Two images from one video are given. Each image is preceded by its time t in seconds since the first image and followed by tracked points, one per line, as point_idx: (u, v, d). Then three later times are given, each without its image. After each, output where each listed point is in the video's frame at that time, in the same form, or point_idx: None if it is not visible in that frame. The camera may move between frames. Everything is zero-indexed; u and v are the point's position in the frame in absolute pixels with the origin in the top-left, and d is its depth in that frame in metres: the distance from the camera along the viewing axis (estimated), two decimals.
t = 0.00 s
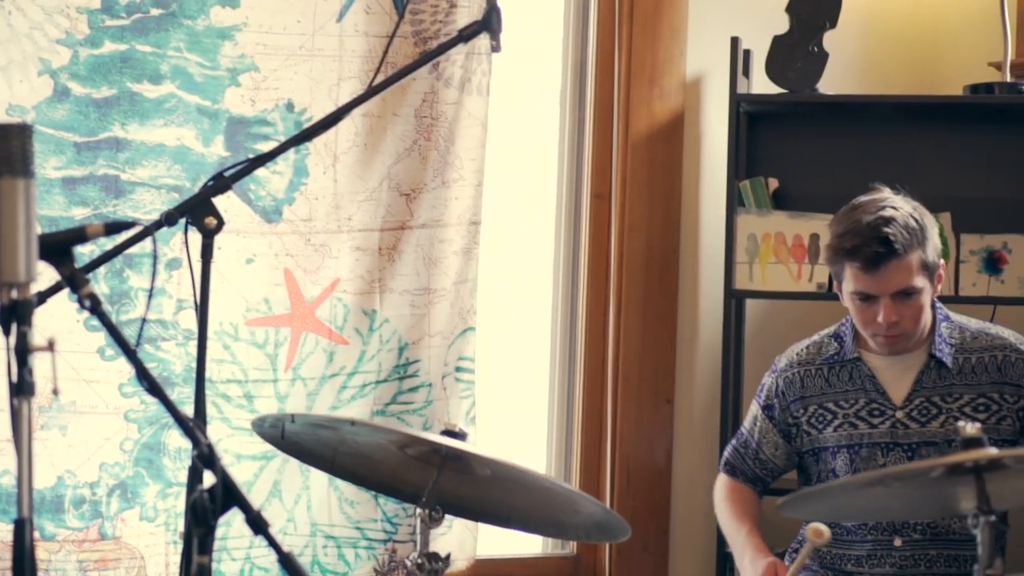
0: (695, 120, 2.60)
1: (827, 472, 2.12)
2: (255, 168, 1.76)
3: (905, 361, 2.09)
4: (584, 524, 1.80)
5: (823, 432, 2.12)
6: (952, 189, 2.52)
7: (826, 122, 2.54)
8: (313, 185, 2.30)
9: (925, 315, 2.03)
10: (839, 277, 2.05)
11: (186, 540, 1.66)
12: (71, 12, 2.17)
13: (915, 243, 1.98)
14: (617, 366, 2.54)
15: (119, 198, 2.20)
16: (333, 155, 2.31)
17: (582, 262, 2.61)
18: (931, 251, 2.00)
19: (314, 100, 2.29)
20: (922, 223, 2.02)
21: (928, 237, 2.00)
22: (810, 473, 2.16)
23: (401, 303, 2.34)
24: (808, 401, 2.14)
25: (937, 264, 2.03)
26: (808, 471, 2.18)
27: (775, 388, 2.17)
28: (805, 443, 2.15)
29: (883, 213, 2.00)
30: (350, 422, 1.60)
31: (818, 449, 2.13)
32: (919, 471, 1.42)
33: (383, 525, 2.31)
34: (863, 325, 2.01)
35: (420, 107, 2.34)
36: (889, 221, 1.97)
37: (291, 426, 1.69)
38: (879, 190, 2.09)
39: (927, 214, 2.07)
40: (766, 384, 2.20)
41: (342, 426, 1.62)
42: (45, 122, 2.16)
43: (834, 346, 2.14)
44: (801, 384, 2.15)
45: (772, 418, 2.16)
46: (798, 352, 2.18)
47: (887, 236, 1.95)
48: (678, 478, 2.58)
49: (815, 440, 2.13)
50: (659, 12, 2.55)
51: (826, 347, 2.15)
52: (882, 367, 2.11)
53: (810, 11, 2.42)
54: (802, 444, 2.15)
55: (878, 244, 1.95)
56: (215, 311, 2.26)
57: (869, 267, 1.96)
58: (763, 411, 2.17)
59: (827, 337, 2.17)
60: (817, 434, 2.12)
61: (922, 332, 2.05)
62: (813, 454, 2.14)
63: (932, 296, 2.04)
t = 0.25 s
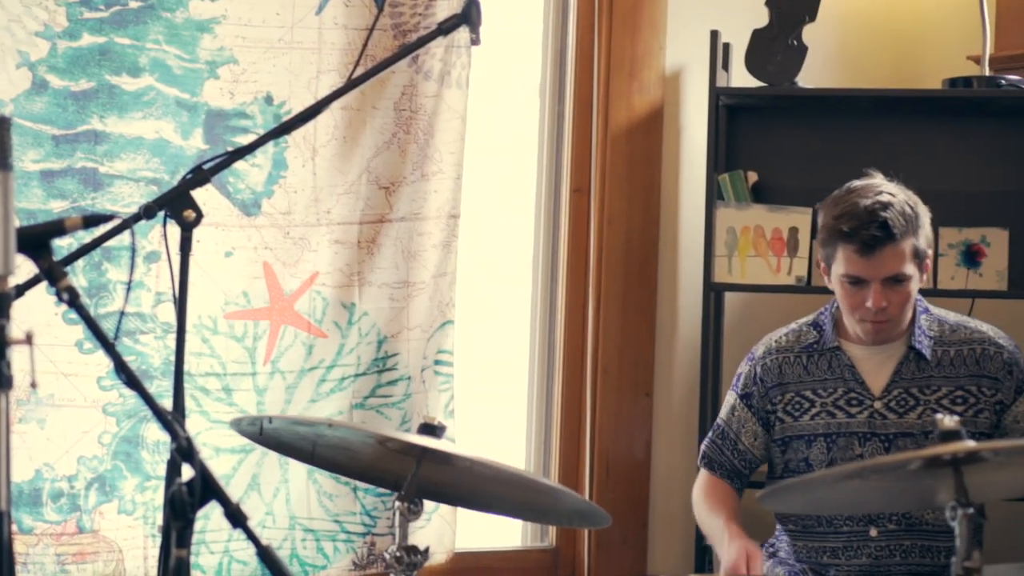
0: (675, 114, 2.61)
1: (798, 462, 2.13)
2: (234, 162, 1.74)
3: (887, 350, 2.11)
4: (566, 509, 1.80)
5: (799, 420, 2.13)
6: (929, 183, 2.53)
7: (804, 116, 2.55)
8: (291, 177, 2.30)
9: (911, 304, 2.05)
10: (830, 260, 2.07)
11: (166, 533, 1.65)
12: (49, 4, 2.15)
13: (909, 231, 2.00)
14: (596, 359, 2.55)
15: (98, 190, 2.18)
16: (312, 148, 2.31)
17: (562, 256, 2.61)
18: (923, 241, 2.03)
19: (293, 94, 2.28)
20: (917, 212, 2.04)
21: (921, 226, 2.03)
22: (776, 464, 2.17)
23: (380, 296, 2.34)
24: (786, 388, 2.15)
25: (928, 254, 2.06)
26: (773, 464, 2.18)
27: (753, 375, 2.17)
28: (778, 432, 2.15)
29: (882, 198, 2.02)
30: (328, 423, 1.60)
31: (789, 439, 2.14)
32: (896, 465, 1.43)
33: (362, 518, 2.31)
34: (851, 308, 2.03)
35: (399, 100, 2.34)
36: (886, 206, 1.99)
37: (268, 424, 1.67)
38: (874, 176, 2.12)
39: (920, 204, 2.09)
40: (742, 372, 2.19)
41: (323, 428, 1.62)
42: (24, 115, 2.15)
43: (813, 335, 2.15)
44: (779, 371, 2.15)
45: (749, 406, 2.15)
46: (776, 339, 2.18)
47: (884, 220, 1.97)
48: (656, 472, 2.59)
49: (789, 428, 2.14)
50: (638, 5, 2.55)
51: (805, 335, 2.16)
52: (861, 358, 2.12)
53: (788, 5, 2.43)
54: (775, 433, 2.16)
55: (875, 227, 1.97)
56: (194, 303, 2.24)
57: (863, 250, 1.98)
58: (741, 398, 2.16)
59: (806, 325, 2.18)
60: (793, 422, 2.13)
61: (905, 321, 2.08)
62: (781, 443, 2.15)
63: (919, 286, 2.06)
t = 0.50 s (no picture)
0: (647, 107, 2.62)
1: (772, 452, 2.14)
2: (206, 155, 1.73)
3: (861, 346, 2.12)
4: (536, 504, 1.81)
5: (773, 410, 2.13)
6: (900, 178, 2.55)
7: (776, 111, 2.56)
8: (263, 171, 2.29)
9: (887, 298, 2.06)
10: (809, 251, 2.08)
11: (137, 527, 1.65)
12: None
13: (889, 223, 2.02)
14: (569, 353, 2.56)
15: (70, 184, 2.17)
16: (285, 141, 2.30)
17: (535, 251, 2.62)
18: (902, 235, 2.05)
19: (266, 87, 2.28)
20: (898, 207, 2.06)
21: (901, 220, 2.05)
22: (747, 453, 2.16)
23: (353, 290, 2.34)
24: (761, 375, 2.15)
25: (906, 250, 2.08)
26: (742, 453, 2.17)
27: (732, 362, 2.16)
28: (751, 420, 2.15)
29: (864, 189, 2.04)
30: (301, 417, 1.59)
31: (765, 427, 2.14)
32: (868, 458, 1.44)
33: (335, 512, 2.32)
34: (828, 299, 2.04)
35: (371, 94, 2.34)
36: (868, 197, 2.02)
37: (241, 420, 1.66)
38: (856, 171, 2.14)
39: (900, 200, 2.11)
40: (719, 360, 2.18)
41: (297, 421, 1.61)
42: None
43: (791, 327, 2.16)
44: (756, 359, 2.16)
45: (730, 392, 2.15)
46: (752, 330, 2.19)
47: (866, 210, 2.00)
48: (629, 467, 2.60)
49: (761, 415, 2.14)
50: None
51: (783, 326, 2.17)
52: (838, 350, 2.13)
53: None
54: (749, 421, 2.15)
55: (856, 216, 1.99)
56: (166, 296, 2.23)
57: (844, 239, 2.00)
58: (720, 384, 2.15)
59: (783, 317, 2.19)
60: (767, 411, 2.14)
61: (880, 316, 2.09)
62: (753, 431, 2.15)
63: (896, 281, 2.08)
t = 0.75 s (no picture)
0: (620, 102, 2.63)
1: (746, 445, 2.14)
2: (179, 150, 1.72)
3: (837, 337, 2.14)
4: (509, 504, 1.83)
5: (748, 403, 2.14)
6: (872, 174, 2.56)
7: (748, 106, 2.58)
8: (236, 165, 2.28)
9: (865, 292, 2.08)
10: (788, 243, 2.10)
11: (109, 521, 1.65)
12: None
13: (871, 217, 2.04)
14: (543, 346, 2.57)
15: (41, 178, 2.15)
16: (257, 136, 2.29)
17: (508, 244, 2.63)
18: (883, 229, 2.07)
19: (239, 82, 2.27)
20: (878, 201, 2.08)
21: (881, 214, 2.07)
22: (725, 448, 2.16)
23: (326, 285, 2.33)
24: (737, 368, 2.16)
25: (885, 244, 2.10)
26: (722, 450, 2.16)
27: (709, 356, 2.16)
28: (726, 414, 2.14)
29: (846, 182, 2.06)
30: (274, 409, 1.59)
31: (741, 421, 2.14)
32: (842, 452, 1.45)
33: (307, 507, 2.31)
34: (807, 291, 2.05)
35: (344, 88, 2.34)
36: (851, 190, 2.03)
37: (213, 411, 1.67)
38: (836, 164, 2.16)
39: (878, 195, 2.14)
40: (695, 355, 2.18)
41: (267, 412, 1.62)
42: None
43: (765, 320, 2.17)
44: (731, 352, 2.16)
45: (708, 386, 2.14)
46: (726, 324, 2.20)
47: (849, 203, 2.01)
48: (602, 462, 2.60)
49: (737, 410, 2.14)
50: None
51: (757, 320, 2.18)
52: (812, 343, 2.15)
53: None
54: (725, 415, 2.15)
55: (839, 209, 2.01)
56: (138, 291, 2.22)
57: (827, 231, 2.01)
58: (699, 379, 2.14)
59: (757, 311, 2.20)
60: (742, 405, 2.14)
61: (856, 309, 2.11)
62: (728, 426, 2.15)
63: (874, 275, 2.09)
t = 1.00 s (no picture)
0: (592, 96, 2.65)
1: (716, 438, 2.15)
2: (149, 142, 1.72)
3: (806, 330, 2.15)
4: (482, 494, 1.83)
5: (718, 396, 2.15)
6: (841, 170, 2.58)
7: (718, 101, 2.59)
8: (206, 159, 2.27)
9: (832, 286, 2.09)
10: (757, 236, 2.11)
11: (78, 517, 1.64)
12: None
13: (839, 210, 2.06)
14: (513, 340, 2.57)
15: (10, 171, 2.13)
16: (228, 130, 2.29)
17: (479, 238, 2.63)
18: (851, 224, 2.09)
19: (209, 75, 2.26)
20: (846, 195, 2.10)
21: (849, 209, 2.09)
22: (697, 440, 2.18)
23: (296, 279, 2.33)
24: (706, 362, 2.17)
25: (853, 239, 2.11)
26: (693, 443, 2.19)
27: (679, 351, 2.19)
28: (696, 407, 2.16)
29: (815, 175, 2.08)
30: (244, 404, 1.59)
31: (710, 415, 2.15)
32: (812, 446, 1.47)
33: (278, 501, 2.31)
34: (775, 284, 2.06)
35: (315, 82, 2.34)
36: (820, 183, 2.05)
37: (183, 407, 1.67)
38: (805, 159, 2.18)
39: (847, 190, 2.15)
40: (665, 350, 2.21)
41: (238, 408, 1.62)
42: None
43: (735, 313, 2.19)
44: (700, 346, 2.18)
45: (678, 381, 2.17)
46: (696, 317, 2.22)
47: (817, 195, 2.03)
48: (573, 456, 2.62)
49: (706, 403, 2.16)
50: None
51: (727, 313, 2.19)
52: (782, 336, 2.16)
53: None
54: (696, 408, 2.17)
55: (808, 201, 2.03)
56: (108, 285, 2.20)
57: (795, 223, 2.03)
58: (668, 375, 2.17)
59: (727, 303, 2.21)
60: (712, 398, 2.16)
61: (824, 302, 2.12)
62: (698, 419, 2.16)
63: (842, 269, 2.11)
